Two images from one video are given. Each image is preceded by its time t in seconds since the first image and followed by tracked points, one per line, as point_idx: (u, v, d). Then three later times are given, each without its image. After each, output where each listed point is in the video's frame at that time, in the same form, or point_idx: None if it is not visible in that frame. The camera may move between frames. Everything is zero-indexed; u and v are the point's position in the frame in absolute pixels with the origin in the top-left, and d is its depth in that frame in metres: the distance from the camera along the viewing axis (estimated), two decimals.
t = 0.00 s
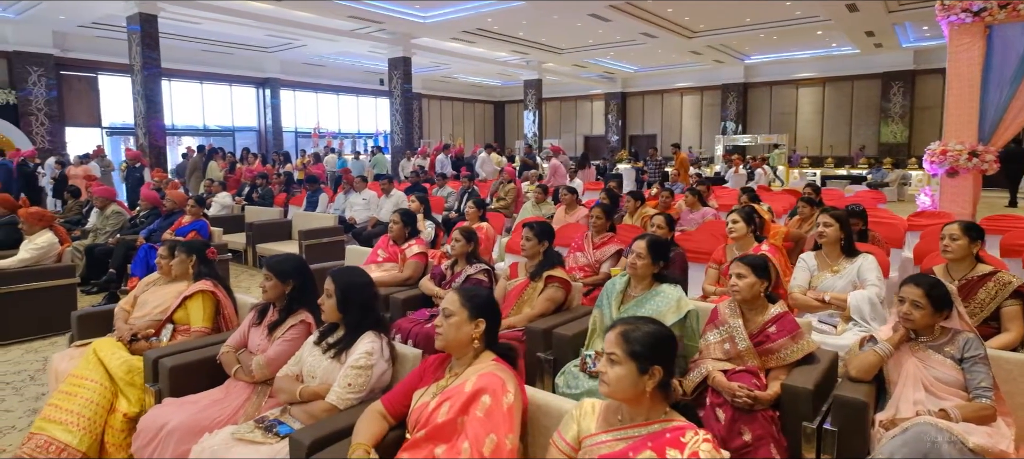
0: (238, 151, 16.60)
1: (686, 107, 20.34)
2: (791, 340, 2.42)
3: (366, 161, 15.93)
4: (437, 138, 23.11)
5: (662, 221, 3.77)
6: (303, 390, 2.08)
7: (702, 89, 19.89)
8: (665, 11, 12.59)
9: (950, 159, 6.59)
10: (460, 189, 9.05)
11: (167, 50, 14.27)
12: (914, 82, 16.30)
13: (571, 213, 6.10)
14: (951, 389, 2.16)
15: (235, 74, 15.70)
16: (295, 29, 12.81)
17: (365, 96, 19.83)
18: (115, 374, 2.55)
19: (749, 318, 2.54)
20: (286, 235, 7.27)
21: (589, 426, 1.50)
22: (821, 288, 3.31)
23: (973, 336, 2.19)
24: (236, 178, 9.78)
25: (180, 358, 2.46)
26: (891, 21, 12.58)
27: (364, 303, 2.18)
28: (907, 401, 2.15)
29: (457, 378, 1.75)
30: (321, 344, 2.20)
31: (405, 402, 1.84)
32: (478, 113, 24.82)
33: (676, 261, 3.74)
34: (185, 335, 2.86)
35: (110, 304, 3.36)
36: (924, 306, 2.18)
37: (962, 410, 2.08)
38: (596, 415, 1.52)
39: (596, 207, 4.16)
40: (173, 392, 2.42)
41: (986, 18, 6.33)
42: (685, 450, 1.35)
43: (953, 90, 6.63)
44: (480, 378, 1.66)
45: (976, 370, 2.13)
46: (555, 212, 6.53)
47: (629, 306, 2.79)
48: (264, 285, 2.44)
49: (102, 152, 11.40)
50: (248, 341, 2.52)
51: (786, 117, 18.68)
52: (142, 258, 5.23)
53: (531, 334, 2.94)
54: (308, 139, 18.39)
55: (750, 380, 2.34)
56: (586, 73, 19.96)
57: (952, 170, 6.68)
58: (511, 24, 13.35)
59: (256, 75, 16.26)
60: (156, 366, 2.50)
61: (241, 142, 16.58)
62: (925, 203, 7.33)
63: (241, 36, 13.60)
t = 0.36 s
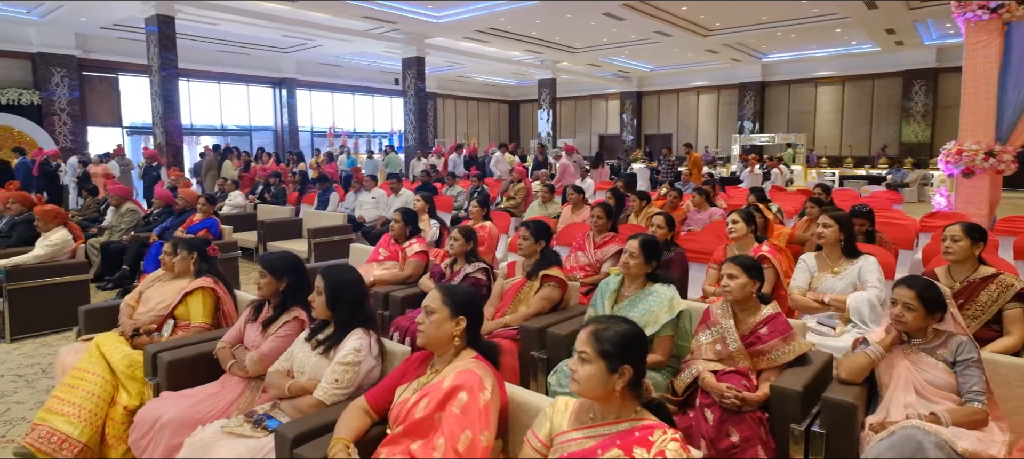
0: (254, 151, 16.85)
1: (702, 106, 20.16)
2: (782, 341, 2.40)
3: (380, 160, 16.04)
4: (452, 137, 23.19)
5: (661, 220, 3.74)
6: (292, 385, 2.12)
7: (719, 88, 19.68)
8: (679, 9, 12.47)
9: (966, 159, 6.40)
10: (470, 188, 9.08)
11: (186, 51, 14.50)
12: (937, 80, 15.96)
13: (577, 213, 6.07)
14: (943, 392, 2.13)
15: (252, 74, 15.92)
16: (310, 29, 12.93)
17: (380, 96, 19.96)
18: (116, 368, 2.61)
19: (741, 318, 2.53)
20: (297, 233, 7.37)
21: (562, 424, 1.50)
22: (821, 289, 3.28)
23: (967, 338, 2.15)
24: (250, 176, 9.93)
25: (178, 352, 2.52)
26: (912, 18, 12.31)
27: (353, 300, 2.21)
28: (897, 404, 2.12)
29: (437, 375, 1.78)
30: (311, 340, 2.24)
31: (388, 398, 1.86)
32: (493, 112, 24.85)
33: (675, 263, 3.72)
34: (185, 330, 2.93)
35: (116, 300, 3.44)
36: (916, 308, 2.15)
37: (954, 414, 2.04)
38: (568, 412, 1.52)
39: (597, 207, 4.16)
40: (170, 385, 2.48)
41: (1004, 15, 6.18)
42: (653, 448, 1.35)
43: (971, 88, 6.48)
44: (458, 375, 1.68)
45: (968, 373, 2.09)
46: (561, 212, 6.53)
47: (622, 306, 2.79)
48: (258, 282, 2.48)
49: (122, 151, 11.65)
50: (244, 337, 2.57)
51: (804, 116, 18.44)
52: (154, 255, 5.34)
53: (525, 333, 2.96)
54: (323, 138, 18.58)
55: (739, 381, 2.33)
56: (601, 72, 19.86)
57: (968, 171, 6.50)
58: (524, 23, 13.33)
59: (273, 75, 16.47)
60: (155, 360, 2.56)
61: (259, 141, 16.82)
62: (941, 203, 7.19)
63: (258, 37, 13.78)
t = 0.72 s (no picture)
0: (271, 151, 17.07)
1: (718, 105, 19.95)
2: (772, 343, 2.40)
3: (393, 160, 16.14)
4: (466, 136, 23.25)
5: (661, 221, 3.73)
6: (282, 381, 2.17)
7: (735, 87, 19.48)
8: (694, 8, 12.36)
9: (982, 160, 6.24)
10: (479, 188, 9.11)
11: (204, 52, 14.72)
12: (960, 78, 15.62)
13: (584, 213, 6.06)
14: (932, 396, 2.10)
15: (269, 74, 16.12)
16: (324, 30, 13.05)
17: (395, 96, 20.09)
18: (119, 363, 2.69)
19: (732, 320, 2.52)
20: (307, 232, 7.46)
21: (533, 422, 1.52)
22: (820, 291, 3.25)
23: (958, 342, 2.13)
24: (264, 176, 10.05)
25: (178, 348, 2.59)
26: (934, 16, 12.04)
27: (344, 299, 2.25)
28: (886, 407, 2.11)
29: (419, 373, 1.80)
30: (303, 338, 2.28)
31: (372, 395, 1.89)
32: (507, 111, 24.86)
33: (673, 265, 3.69)
34: (187, 327, 3.00)
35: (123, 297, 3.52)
36: (906, 311, 2.13)
37: (942, 418, 2.02)
38: (541, 411, 1.54)
39: (598, 207, 4.17)
40: (169, 381, 2.54)
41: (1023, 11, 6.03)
42: (618, 447, 1.36)
43: (989, 86, 6.34)
44: (438, 373, 1.71)
45: (958, 378, 2.07)
46: (568, 212, 6.53)
47: (615, 307, 2.81)
48: (255, 280, 2.53)
49: (141, 151, 11.88)
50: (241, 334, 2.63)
51: (823, 115, 18.18)
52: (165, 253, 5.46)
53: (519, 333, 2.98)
54: (339, 138, 18.74)
55: (727, 383, 2.33)
56: (615, 71, 19.77)
57: (984, 171, 6.34)
58: (538, 23, 13.30)
59: (289, 76, 16.67)
60: (155, 356, 2.62)
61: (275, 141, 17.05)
62: (956, 204, 7.04)
63: (274, 38, 13.94)
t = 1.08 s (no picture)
0: (286, 151, 17.27)
1: (733, 104, 19.76)
2: (759, 344, 2.40)
3: (405, 160, 16.23)
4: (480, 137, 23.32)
5: (658, 222, 3.74)
6: (273, 377, 2.22)
7: (751, 86, 19.30)
8: (707, 8, 12.26)
9: (994, 161, 6.16)
10: (488, 188, 9.14)
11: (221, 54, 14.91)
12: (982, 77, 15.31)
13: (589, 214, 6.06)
14: (918, 399, 2.09)
15: (284, 75, 16.31)
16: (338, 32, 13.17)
17: (408, 97, 20.21)
18: (121, 359, 2.77)
19: (720, 321, 2.53)
20: (317, 231, 7.55)
21: (505, 419, 1.55)
22: (816, 293, 3.24)
23: (944, 345, 2.12)
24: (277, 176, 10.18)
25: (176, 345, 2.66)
26: (955, 13, 11.77)
27: (334, 297, 2.30)
28: (871, 410, 2.10)
29: (399, 371, 1.84)
30: (294, 335, 2.33)
31: (355, 392, 1.93)
32: (521, 111, 24.88)
33: (669, 266, 3.69)
34: (188, 324, 3.08)
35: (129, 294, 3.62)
36: (892, 313, 2.12)
37: (926, 421, 2.02)
38: (513, 408, 1.56)
39: (598, 208, 4.21)
40: (168, 376, 2.62)
41: None
42: (583, 445, 1.38)
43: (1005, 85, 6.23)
44: (416, 371, 1.75)
45: (944, 380, 2.06)
46: (574, 212, 6.54)
47: (606, 307, 2.82)
48: (250, 279, 2.59)
49: (159, 151, 12.10)
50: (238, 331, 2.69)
51: (840, 114, 17.93)
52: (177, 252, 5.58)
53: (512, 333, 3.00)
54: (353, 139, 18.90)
55: (713, 384, 2.33)
56: (629, 71, 19.68)
57: (997, 172, 6.26)
58: (550, 23, 13.27)
59: (304, 77, 16.86)
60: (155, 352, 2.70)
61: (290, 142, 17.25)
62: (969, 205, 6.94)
63: (289, 39, 14.10)
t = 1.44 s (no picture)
0: (302, 150, 17.46)
1: (750, 104, 19.56)
2: (746, 345, 2.40)
3: (418, 159, 16.33)
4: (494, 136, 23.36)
5: (656, 222, 3.75)
6: (265, 371, 2.29)
7: (768, 86, 19.08)
8: (722, 7, 12.15)
9: (1010, 161, 6.05)
10: (498, 188, 9.17)
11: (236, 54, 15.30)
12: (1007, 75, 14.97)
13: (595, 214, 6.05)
14: (902, 402, 2.09)
15: (301, 75, 16.49)
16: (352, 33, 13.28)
17: (423, 96, 20.32)
18: (125, 352, 2.86)
19: (709, 322, 2.54)
20: (327, 230, 7.65)
21: (478, 413, 1.58)
22: (812, 294, 3.22)
23: (930, 348, 2.11)
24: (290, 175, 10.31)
25: (177, 339, 2.74)
26: (977, 11, 11.51)
27: (326, 295, 2.35)
28: (854, 412, 2.10)
29: (383, 366, 1.89)
30: (287, 331, 2.39)
31: (341, 386, 1.98)
32: (535, 111, 24.87)
33: (666, 267, 3.70)
34: (191, 319, 3.17)
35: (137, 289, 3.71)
36: (877, 315, 2.12)
37: (909, 424, 2.01)
38: (486, 404, 1.59)
39: (598, 208, 4.24)
40: (169, 369, 2.70)
41: None
42: (549, 440, 1.41)
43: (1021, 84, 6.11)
44: (397, 367, 1.79)
45: (928, 383, 2.05)
46: (580, 213, 6.54)
47: (597, 307, 2.85)
48: (247, 275, 2.66)
49: (177, 150, 12.32)
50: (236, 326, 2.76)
51: (859, 114, 17.64)
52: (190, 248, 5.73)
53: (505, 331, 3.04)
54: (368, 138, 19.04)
55: (699, 384, 2.35)
56: (644, 70, 19.56)
57: (1012, 173, 6.15)
58: (563, 23, 13.23)
59: (320, 77, 17.05)
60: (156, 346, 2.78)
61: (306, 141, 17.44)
62: (983, 207, 6.82)
63: (304, 40, 14.26)
